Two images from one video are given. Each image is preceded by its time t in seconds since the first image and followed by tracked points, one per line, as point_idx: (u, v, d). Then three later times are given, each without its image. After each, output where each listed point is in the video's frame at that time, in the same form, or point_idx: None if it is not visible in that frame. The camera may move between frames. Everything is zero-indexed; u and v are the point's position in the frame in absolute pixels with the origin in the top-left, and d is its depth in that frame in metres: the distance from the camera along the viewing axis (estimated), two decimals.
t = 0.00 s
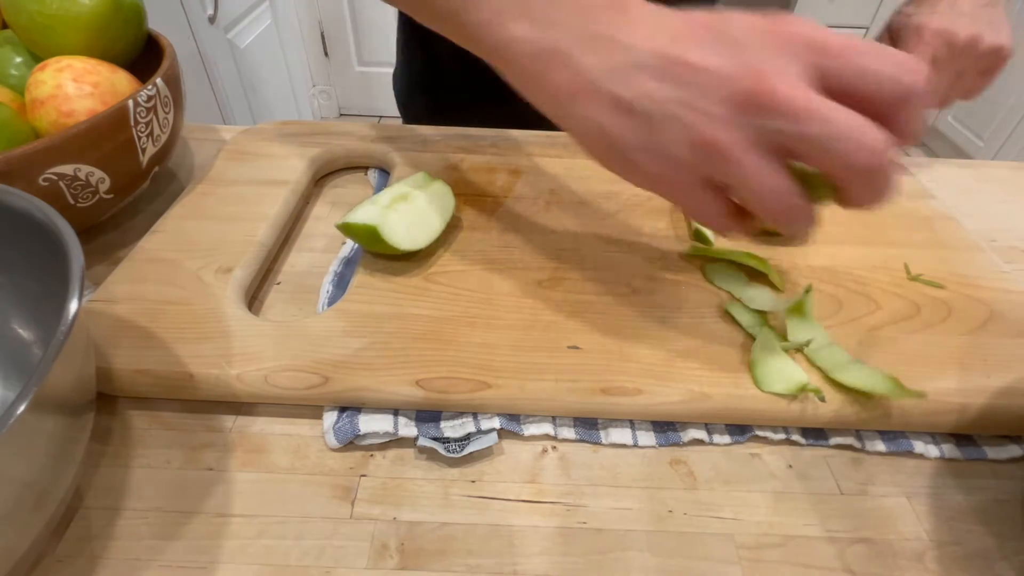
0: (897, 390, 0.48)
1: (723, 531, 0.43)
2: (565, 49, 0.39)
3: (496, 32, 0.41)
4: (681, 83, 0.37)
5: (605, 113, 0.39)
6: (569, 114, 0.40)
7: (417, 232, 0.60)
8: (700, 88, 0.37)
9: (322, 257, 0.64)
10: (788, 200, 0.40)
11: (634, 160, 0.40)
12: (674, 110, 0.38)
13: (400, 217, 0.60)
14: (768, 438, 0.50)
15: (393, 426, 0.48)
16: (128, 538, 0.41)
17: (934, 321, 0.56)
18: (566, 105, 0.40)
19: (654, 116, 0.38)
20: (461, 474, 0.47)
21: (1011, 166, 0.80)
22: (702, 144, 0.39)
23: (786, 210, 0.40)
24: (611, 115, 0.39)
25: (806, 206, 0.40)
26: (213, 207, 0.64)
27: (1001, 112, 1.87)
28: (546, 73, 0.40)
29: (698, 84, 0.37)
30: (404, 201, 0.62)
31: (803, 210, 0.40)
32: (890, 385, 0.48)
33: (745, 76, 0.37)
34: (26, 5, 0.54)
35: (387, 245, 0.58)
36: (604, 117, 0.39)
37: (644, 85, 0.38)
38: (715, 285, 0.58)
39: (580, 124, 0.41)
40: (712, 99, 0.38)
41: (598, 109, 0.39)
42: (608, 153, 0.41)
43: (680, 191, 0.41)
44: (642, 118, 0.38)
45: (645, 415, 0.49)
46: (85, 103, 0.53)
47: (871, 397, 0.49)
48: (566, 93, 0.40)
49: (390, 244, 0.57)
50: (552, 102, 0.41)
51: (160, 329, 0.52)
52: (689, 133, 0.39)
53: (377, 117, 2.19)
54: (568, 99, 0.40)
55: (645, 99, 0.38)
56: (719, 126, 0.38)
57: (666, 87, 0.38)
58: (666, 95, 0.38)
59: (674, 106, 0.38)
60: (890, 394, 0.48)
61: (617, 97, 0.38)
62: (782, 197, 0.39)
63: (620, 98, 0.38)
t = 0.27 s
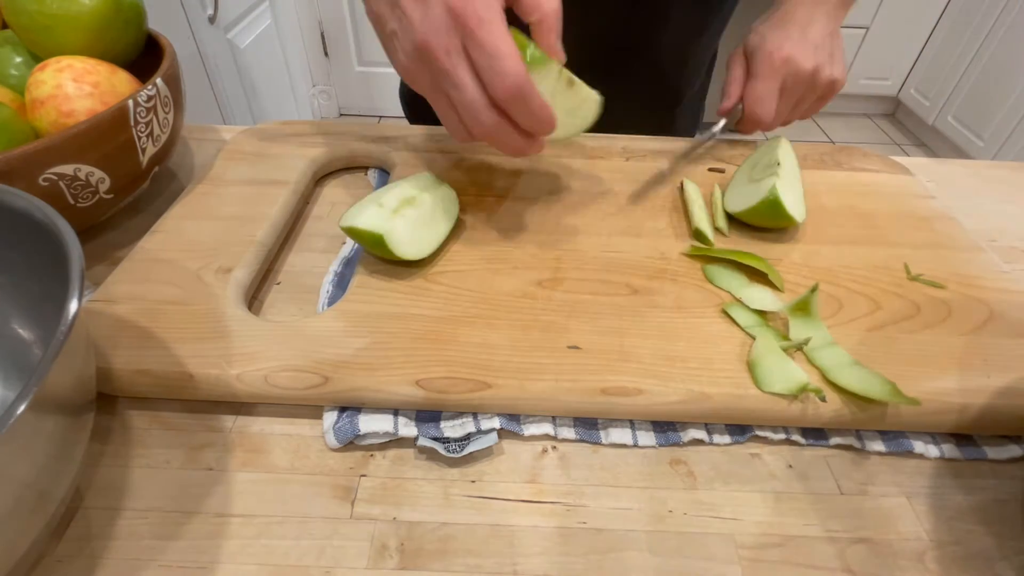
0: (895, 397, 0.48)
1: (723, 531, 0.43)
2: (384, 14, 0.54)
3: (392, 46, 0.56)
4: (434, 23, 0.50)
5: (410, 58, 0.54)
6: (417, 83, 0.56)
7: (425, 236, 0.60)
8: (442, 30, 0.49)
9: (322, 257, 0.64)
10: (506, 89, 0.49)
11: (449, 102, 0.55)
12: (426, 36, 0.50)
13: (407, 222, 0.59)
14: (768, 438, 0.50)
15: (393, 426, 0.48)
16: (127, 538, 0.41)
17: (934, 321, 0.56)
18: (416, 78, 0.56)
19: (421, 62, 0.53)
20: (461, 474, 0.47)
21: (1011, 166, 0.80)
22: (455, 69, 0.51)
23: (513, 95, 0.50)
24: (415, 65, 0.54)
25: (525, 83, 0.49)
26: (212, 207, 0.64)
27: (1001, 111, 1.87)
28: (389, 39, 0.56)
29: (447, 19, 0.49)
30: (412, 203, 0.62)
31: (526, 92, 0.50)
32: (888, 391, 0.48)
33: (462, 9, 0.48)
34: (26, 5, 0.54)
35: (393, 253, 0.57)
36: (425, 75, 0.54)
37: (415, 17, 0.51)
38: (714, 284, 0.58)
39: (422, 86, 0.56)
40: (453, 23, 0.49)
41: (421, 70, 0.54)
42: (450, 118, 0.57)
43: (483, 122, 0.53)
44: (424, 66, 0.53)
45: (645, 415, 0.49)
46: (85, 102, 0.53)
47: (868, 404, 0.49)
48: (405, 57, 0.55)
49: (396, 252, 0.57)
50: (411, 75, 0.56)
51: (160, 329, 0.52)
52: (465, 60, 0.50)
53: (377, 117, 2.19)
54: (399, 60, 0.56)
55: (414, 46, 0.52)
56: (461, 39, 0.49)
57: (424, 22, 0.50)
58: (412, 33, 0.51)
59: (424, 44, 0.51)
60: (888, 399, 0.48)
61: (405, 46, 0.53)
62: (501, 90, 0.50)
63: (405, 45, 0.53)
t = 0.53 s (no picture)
0: (898, 396, 0.48)
1: (723, 531, 0.43)
2: (444, 45, 0.57)
3: (437, 79, 0.59)
4: (501, 69, 0.54)
5: (461, 92, 0.56)
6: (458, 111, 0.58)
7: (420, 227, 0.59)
8: (507, 78, 0.54)
9: (322, 257, 0.64)
10: (549, 150, 0.57)
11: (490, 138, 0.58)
12: (491, 79, 0.54)
13: (399, 215, 0.60)
14: (768, 438, 0.50)
15: (393, 426, 0.48)
16: (128, 538, 0.41)
17: (934, 321, 0.56)
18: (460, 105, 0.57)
19: (473, 98, 0.56)
20: (461, 474, 0.47)
21: (1011, 166, 0.80)
22: (506, 111, 0.55)
23: (551, 158, 0.58)
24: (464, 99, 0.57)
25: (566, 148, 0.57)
26: (212, 207, 0.64)
27: (1001, 112, 1.87)
28: (440, 68, 0.58)
29: (515, 70, 0.54)
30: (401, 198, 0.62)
31: (561, 158, 0.58)
32: (888, 388, 0.48)
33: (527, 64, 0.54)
34: (26, 5, 0.54)
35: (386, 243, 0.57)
36: (472, 108, 0.57)
37: (478, 59, 0.54)
38: (714, 284, 0.58)
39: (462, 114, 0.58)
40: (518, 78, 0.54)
41: (469, 104, 0.57)
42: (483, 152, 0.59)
43: (516, 163, 0.56)
44: (475, 101, 0.56)
45: (645, 415, 0.49)
46: (85, 103, 0.53)
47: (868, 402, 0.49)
48: (453, 85, 0.57)
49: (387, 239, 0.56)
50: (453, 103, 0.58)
51: (160, 329, 0.52)
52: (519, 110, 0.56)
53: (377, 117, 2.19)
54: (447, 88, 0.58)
55: (472, 82, 0.55)
56: (523, 91, 0.55)
57: (490, 65, 0.54)
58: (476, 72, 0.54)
59: (487, 84, 0.54)
60: (889, 397, 0.48)
61: (461, 80, 0.56)
62: (547, 144, 0.56)
63: (461, 77, 0.56)
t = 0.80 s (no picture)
0: (899, 395, 0.48)
1: (723, 531, 0.43)
2: (446, 28, 0.57)
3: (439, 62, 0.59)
4: (511, 31, 0.55)
5: (474, 61, 0.55)
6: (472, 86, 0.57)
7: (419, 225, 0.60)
8: (519, 36, 0.55)
9: (322, 257, 0.64)
10: (577, 92, 0.57)
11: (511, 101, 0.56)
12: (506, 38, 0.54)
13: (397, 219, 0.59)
14: (768, 438, 0.50)
15: (393, 426, 0.48)
16: (128, 538, 0.41)
17: (934, 321, 0.56)
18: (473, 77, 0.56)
19: (488, 62, 0.55)
20: (461, 474, 0.47)
21: (1010, 166, 0.80)
22: (527, 63, 0.54)
23: (582, 99, 0.57)
24: (478, 69, 0.56)
25: (595, 86, 0.57)
26: (212, 207, 0.64)
27: (1001, 112, 1.87)
28: (446, 52, 0.58)
29: (523, 31, 0.56)
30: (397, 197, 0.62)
31: (592, 97, 0.58)
32: (888, 388, 0.48)
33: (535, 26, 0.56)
34: (26, 5, 0.54)
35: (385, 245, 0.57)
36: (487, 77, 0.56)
37: (485, 26, 0.56)
38: (714, 284, 0.58)
39: (476, 88, 0.56)
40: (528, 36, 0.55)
41: (484, 71, 0.55)
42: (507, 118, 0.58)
43: (545, 112, 0.55)
44: (491, 66, 0.55)
45: (645, 415, 0.49)
46: (85, 103, 0.53)
47: (867, 401, 0.49)
48: (463, 60, 0.56)
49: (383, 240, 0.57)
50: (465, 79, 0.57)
51: (160, 329, 0.52)
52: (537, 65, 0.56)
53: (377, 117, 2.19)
54: (456, 67, 0.57)
55: (486, 46, 0.55)
56: (537, 47, 0.56)
57: (500, 30, 0.55)
58: (487, 36, 0.55)
59: (503, 42, 0.54)
60: (889, 397, 0.48)
61: (471, 50, 0.56)
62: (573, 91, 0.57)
63: (472, 50, 0.56)
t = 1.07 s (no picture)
0: (899, 395, 0.48)
1: (723, 531, 0.43)
2: (425, 48, 0.59)
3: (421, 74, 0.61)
4: (486, 51, 0.57)
5: (456, 83, 0.59)
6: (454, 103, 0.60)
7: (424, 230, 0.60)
8: (494, 56, 0.57)
9: (322, 257, 0.64)
10: (551, 104, 0.59)
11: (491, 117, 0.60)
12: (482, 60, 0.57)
13: (399, 219, 0.60)
14: (768, 438, 0.50)
15: (393, 426, 0.48)
16: (128, 538, 0.41)
17: (934, 321, 0.56)
18: (456, 98, 0.59)
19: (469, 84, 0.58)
20: (461, 474, 0.47)
21: (1010, 166, 0.80)
22: (505, 83, 0.57)
23: (557, 112, 0.59)
24: (461, 90, 0.59)
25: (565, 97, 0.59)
26: (212, 207, 0.64)
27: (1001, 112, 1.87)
28: (427, 71, 0.60)
29: (497, 49, 0.58)
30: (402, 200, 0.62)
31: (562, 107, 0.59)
32: (888, 388, 0.48)
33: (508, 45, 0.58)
34: (26, 5, 0.54)
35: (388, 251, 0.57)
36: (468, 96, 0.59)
37: (464, 47, 0.57)
38: (714, 284, 0.58)
39: (460, 107, 0.60)
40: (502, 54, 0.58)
41: (465, 92, 0.59)
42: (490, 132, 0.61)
43: (522, 131, 0.58)
44: (471, 88, 0.58)
45: (645, 415, 0.49)
46: (85, 103, 0.53)
47: (867, 401, 0.49)
48: (445, 79, 0.59)
49: (390, 247, 0.56)
50: (447, 97, 0.60)
51: (160, 329, 0.52)
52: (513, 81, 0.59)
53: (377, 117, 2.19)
54: (437, 85, 0.60)
55: (464, 68, 0.57)
56: (511, 64, 0.58)
57: (475, 50, 0.57)
58: (465, 58, 0.57)
59: (480, 63, 0.57)
60: (888, 397, 0.48)
61: (451, 71, 0.58)
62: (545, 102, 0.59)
63: (451, 69, 0.58)
